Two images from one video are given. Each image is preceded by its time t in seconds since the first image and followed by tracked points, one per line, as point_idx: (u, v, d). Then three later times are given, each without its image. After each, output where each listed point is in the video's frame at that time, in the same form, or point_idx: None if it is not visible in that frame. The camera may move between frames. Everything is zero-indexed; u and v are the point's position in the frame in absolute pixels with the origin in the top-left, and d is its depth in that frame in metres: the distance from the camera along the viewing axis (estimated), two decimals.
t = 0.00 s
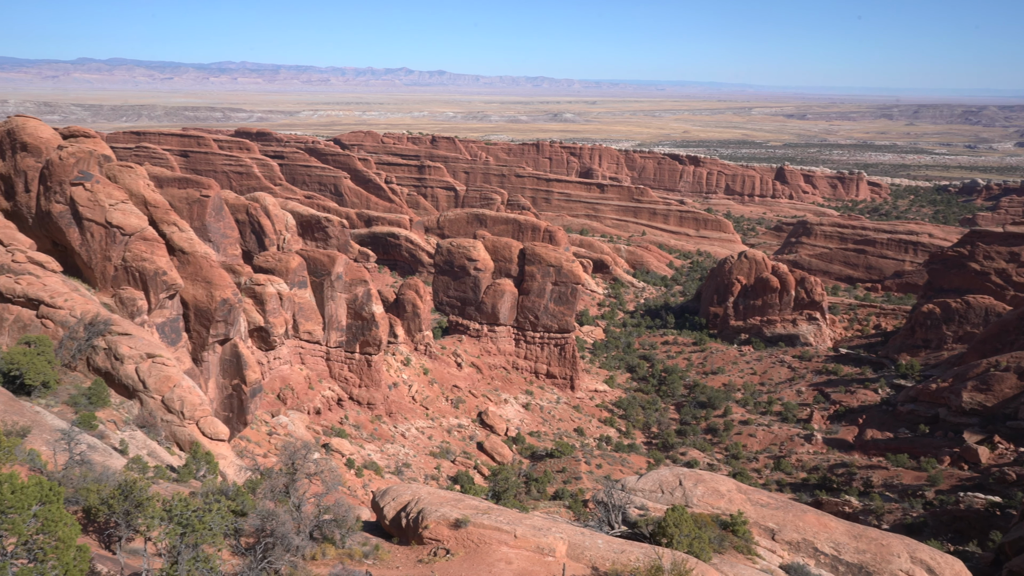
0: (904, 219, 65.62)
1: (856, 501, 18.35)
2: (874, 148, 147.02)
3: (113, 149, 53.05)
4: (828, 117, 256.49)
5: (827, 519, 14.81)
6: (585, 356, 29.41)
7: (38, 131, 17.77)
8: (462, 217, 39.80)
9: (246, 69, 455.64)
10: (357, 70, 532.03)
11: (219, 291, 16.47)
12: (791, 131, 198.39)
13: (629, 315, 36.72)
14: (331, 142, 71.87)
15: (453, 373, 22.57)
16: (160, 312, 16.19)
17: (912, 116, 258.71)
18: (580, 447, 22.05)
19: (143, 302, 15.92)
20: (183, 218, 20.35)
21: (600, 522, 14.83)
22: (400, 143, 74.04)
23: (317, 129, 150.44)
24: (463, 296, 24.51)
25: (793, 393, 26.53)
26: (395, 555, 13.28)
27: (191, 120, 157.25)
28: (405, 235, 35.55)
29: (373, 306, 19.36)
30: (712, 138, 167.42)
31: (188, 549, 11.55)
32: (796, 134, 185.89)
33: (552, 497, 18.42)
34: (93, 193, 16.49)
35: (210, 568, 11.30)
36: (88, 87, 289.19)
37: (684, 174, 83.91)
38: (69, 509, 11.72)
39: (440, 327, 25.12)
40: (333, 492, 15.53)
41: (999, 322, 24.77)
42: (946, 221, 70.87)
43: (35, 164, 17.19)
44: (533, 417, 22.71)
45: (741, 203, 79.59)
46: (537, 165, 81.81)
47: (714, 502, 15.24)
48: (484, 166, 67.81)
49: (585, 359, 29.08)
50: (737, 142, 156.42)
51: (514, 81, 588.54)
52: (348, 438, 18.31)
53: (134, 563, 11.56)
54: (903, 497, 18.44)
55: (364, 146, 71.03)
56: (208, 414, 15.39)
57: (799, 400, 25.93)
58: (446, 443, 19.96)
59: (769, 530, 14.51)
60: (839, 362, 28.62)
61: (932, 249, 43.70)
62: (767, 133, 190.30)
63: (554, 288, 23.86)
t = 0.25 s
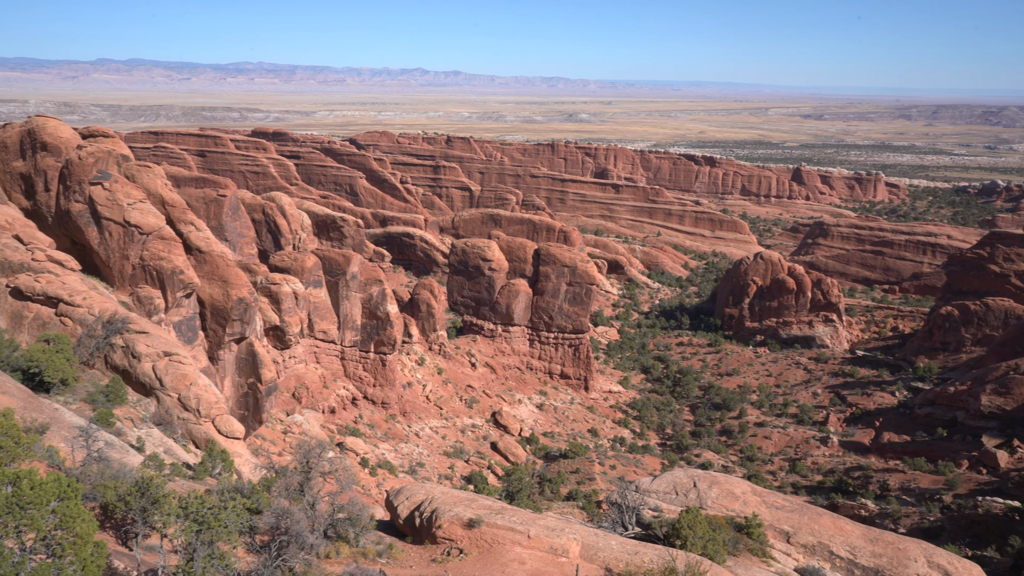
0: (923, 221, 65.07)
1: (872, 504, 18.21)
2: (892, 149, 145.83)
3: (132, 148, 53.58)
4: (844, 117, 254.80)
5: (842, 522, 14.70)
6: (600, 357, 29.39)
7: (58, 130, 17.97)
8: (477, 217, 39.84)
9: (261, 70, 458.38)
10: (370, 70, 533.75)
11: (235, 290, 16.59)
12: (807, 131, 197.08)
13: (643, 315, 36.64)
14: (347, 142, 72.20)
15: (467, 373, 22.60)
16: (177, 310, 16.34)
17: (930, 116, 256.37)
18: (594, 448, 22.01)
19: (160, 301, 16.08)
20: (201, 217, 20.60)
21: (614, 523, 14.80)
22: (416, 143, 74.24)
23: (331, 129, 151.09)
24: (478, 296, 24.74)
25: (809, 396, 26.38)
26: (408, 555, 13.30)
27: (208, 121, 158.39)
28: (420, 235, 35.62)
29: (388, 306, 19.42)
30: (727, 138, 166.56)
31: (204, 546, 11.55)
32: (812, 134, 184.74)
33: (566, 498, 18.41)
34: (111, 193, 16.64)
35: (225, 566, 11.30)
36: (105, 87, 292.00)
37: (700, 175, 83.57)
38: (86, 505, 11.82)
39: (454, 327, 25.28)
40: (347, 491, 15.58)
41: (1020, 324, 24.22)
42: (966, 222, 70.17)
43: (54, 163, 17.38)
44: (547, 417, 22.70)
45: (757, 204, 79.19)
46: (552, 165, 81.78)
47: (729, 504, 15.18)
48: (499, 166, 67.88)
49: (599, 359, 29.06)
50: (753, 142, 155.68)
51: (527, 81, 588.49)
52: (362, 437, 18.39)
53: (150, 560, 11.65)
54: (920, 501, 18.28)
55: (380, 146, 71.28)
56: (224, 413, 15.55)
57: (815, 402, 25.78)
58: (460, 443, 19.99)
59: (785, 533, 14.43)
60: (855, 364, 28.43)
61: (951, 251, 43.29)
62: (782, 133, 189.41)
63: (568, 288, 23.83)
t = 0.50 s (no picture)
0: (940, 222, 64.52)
1: (887, 508, 18.08)
2: (909, 150, 144.70)
3: (149, 148, 54.02)
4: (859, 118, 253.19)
5: (857, 525, 14.60)
6: (613, 357, 29.36)
7: (76, 130, 18.12)
8: (491, 217, 39.86)
9: (274, 70, 460.36)
10: (382, 70, 535.06)
11: (250, 289, 16.68)
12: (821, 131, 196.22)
13: (657, 316, 36.57)
14: (362, 142, 72.45)
15: (481, 373, 22.64)
16: (192, 309, 16.46)
17: (947, 117, 254.19)
18: (607, 449, 21.97)
19: (176, 299, 16.20)
20: (217, 217, 20.76)
21: (627, 524, 14.78)
22: (430, 143, 74.40)
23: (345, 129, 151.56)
24: (491, 296, 24.76)
25: (824, 398, 26.25)
26: (421, 554, 13.33)
27: (223, 121, 159.40)
28: (434, 235, 35.69)
29: (402, 306, 19.49)
30: (742, 139, 165.89)
31: (218, 543, 11.50)
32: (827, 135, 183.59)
33: (579, 499, 18.41)
34: (128, 192, 16.78)
35: (239, 563, 11.29)
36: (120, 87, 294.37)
37: (714, 176, 83.23)
38: (103, 501, 11.91)
39: (468, 327, 25.26)
40: (360, 490, 15.62)
41: None
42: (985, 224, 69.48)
43: (72, 162, 17.56)
44: (560, 418, 22.69)
45: (773, 204, 78.80)
46: (567, 166, 81.74)
47: (743, 506, 15.12)
48: (514, 166, 67.89)
49: (613, 360, 29.03)
50: (768, 143, 154.95)
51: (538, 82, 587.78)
52: (376, 436, 18.46)
53: (165, 556, 11.72)
54: (936, 504, 18.14)
55: (394, 146, 71.48)
56: (238, 411, 15.55)
57: (830, 404, 25.65)
58: (473, 443, 20.02)
59: (799, 536, 14.36)
60: (871, 367, 28.34)
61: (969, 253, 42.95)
62: (797, 133, 188.32)
63: (582, 289, 23.81)
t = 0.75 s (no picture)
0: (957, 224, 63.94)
1: (901, 511, 17.96)
2: (925, 151, 143.57)
3: (165, 148, 54.45)
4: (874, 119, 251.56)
5: (871, 529, 14.49)
6: (626, 358, 29.33)
7: (93, 130, 18.28)
8: (504, 217, 39.88)
9: (286, 70, 462.51)
10: (402, 70, 536.90)
11: (264, 288, 16.77)
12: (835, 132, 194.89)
13: (670, 317, 36.49)
14: (375, 142, 72.69)
15: (493, 373, 22.67)
16: (207, 308, 16.56)
17: (963, 118, 251.98)
18: (619, 450, 21.94)
19: (190, 298, 16.32)
20: (231, 216, 20.90)
21: (638, 526, 14.77)
22: (444, 143, 74.53)
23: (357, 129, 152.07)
24: (504, 296, 24.71)
25: (838, 400, 26.11)
26: (433, 553, 13.34)
27: (238, 120, 160.32)
28: (447, 235, 35.75)
29: (414, 305, 19.52)
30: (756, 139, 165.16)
31: (231, 541, 11.54)
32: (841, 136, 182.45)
33: (590, 499, 18.40)
34: (144, 191, 16.91)
35: (251, 561, 11.32)
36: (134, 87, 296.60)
37: (728, 176, 82.91)
38: (117, 498, 11.98)
39: (480, 327, 25.30)
40: (373, 489, 15.66)
41: None
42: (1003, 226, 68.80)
43: (89, 162, 17.72)
44: (572, 418, 22.68)
45: (787, 205, 78.43)
46: (580, 166, 81.67)
47: (755, 508, 15.07)
48: (527, 166, 67.88)
49: (625, 361, 29.00)
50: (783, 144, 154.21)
51: (550, 82, 587.59)
52: (388, 435, 18.52)
53: (178, 553, 11.78)
54: (951, 508, 18.01)
55: (408, 146, 71.66)
56: (252, 410, 15.61)
57: (844, 407, 25.52)
58: (484, 443, 20.04)
59: (812, 539, 14.27)
60: (886, 369, 28.19)
61: (985, 255, 42.57)
62: (811, 134, 187.28)
63: (595, 289, 23.77)
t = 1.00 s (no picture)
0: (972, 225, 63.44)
1: (915, 515, 17.83)
2: (940, 152, 142.55)
3: (179, 147, 54.81)
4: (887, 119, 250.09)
5: (883, 532, 14.40)
6: (637, 359, 29.30)
7: (108, 129, 18.40)
8: (516, 217, 39.85)
9: (302, 70, 464.62)
10: (412, 71, 537.95)
11: (277, 286, 16.83)
12: (847, 133, 193.70)
13: (682, 318, 36.41)
14: (388, 142, 72.86)
15: (504, 373, 22.69)
16: (219, 306, 16.66)
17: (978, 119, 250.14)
18: (630, 451, 21.91)
19: (203, 296, 16.44)
20: (244, 215, 21.02)
21: (649, 527, 14.75)
22: (456, 143, 74.61)
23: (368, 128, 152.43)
24: (515, 296, 24.72)
25: (851, 402, 25.99)
26: (443, 553, 13.35)
27: (250, 120, 161.06)
28: (459, 235, 35.77)
29: (426, 305, 19.56)
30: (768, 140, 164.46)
31: (243, 539, 11.55)
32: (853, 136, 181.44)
33: (601, 500, 18.39)
34: (157, 190, 17.02)
35: (262, 560, 11.36)
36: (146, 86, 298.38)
37: (741, 177, 82.59)
38: (130, 495, 12.04)
39: (492, 327, 25.33)
40: (383, 488, 15.69)
41: None
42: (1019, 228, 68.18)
43: (104, 161, 17.86)
44: (583, 419, 22.68)
45: (800, 206, 78.08)
46: (592, 166, 81.61)
47: (767, 510, 15.02)
48: (539, 166, 67.85)
49: (636, 362, 28.97)
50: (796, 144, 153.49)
51: (559, 82, 587.55)
52: (399, 435, 18.57)
53: (190, 551, 11.84)
54: (965, 512, 17.89)
55: (420, 146, 71.76)
56: (264, 408, 15.65)
57: (857, 409, 25.40)
58: (495, 443, 20.06)
59: (824, 541, 14.19)
60: (899, 371, 28.01)
61: (1001, 257, 42.21)
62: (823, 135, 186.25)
63: (606, 290, 23.73)
